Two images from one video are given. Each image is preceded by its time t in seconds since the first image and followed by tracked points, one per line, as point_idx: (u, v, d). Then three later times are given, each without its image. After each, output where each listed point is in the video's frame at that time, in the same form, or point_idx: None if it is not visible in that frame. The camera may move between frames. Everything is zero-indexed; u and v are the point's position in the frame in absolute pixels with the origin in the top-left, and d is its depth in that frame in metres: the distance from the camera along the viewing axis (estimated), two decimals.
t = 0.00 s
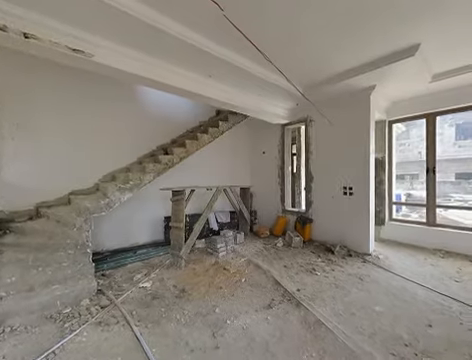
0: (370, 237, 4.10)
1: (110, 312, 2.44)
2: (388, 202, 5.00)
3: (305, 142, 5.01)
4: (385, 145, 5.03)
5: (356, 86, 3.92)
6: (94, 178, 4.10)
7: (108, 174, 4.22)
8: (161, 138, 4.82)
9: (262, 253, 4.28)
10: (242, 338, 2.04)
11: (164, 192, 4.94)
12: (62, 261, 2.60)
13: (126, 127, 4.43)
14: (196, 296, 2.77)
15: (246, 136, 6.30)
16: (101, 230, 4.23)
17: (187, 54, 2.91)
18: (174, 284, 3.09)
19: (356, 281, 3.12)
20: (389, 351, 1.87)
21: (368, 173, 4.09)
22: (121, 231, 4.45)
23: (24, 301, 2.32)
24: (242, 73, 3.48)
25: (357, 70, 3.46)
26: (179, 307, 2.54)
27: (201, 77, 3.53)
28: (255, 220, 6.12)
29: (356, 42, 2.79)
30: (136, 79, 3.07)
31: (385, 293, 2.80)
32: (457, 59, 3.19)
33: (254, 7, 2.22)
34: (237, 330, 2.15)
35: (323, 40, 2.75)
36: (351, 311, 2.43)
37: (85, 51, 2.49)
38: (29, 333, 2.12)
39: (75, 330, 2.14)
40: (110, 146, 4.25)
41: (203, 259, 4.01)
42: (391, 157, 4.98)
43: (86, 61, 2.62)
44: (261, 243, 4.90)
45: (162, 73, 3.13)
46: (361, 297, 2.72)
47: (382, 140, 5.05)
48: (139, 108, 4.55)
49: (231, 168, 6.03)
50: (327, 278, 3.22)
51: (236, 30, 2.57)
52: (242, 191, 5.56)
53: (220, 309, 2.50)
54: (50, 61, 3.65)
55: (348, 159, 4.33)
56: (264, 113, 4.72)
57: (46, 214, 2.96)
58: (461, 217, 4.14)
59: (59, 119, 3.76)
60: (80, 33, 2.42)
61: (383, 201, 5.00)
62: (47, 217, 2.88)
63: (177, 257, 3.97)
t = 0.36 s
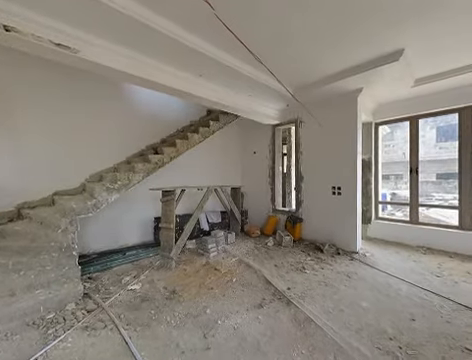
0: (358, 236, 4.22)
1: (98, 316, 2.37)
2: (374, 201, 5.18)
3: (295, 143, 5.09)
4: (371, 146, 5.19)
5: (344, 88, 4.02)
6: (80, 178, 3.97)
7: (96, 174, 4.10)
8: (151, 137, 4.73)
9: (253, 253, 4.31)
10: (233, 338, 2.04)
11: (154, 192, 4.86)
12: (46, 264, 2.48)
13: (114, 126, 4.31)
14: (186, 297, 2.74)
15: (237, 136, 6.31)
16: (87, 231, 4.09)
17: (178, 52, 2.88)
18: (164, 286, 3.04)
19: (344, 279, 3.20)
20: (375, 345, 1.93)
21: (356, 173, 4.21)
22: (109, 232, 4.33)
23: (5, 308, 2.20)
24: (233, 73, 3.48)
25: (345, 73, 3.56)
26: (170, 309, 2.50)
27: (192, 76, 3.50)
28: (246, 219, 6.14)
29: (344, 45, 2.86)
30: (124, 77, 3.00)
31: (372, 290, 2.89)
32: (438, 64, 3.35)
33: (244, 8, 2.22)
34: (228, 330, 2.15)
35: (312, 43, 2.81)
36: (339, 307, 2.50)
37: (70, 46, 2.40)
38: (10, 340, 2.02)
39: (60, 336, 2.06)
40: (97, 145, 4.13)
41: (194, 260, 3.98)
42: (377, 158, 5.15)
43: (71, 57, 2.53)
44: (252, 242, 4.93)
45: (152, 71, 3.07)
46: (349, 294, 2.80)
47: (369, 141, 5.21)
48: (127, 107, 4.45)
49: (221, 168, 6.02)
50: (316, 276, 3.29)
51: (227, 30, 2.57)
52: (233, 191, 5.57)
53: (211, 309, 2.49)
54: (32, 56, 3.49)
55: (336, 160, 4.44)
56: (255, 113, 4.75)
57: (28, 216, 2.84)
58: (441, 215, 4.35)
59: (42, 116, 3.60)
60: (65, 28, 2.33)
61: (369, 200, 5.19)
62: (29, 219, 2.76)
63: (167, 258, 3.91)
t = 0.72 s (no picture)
0: (345, 234, 4.34)
1: (84, 320, 2.29)
2: (361, 200, 5.33)
3: (286, 143, 5.15)
4: (359, 147, 5.34)
5: (333, 91, 4.13)
6: (66, 177, 3.83)
7: (82, 174, 3.97)
8: (140, 137, 4.64)
9: (244, 252, 4.32)
10: (224, 338, 2.04)
11: (143, 192, 4.77)
12: (27, 268, 2.37)
13: (102, 124, 4.19)
14: (177, 299, 2.71)
15: (228, 136, 6.31)
16: (73, 233, 3.95)
17: (168, 51, 2.85)
18: (154, 288, 2.99)
19: (333, 276, 3.29)
20: (362, 340, 1.99)
21: (344, 173, 4.32)
22: (96, 234, 4.20)
23: None
24: (224, 73, 3.48)
25: (334, 76, 3.65)
26: (160, 311, 2.47)
27: (182, 75, 3.47)
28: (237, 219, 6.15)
29: (332, 49, 2.94)
30: (112, 74, 2.92)
31: (359, 286, 2.98)
32: (420, 69, 3.51)
33: (236, 8, 2.23)
34: (219, 330, 2.15)
35: (302, 45, 2.86)
36: (328, 304, 2.56)
37: (55, 41, 2.31)
38: None
39: (43, 343, 1.98)
40: (83, 144, 3.99)
41: (185, 261, 3.94)
42: (364, 158, 5.31)
43: (56, 52, 2.43)
44: (243, 242, 4.94)
45: (142, 69, 3.02)
46: (337, 291, 2.87)
47: (356, 142, 5.37)
48: (116, 105, 4.34)
49: (212, 168, 5.99)
50: (306, 275, 3.35)
51: (218, 30, 2.57)
52: (224, 191, 5.56)
53: (202, 310, 2.47)
54: (13, 49, 3.32)
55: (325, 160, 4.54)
56: (246, 113, 4.76)
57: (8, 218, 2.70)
58: (424, 214, 4.55)
59: (23, 113, 3.44)
60: (49, 21, 2.24)
61: (356, 199, 5.33)
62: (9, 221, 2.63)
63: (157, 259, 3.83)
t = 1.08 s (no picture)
0: (334, 233, 4.44)
1: (69, 326, 2.21)
2: (349, 200, 5.48)
3: (276, 144, 5.21)
4: (347, 147, 5.47)
5: (322, 92, 4.21)
6: (50, 177, 3.68)
7: (68, 174, 3.83)
8: (129, 136, 4.54)
9: (235, 252, 4.32)
10: (215, 339, 2.03)
11: (132, 192, 4.66)
12: (7, 273, 2.25)
13: (89, 122, 4.06)
14: (167, 301, 2.67)
15: (219, 136, 6.29)
16: (57, 235, 3.80)
17: (158, 49, 2.80)
18: (143, 290, 2.93)
19: (322, 274, 3.35)
20: (350, 336, 2.05)
21: (332, 173, 4.43)
22: (82, 235, 4.06)
23: None
24: (216, 72, 3.46)
25: (323, 78, 3.73)
26: (149, 313, 2.42)
27: (173, 74, 3.42)
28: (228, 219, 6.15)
29: (322, 51, 3.00)
30: (99, 71, 2.83)
31: (347, 284, 3.06)
32: (404, 74, 3.66)
33: (227, 8, 2.23)
34: (210, 330, 2.14)
35: (292, 47, 2.90)
36: (318, 302, 2.61)
37: (38, 35, 2.21)
38: None
39: (25, 351, 1.89)
40: (69, 143, 3.86)
41: (175, 262, 3.89)
42: (352, 159, 5.46)
43: (39, 47, 2.33)
44: (234, 242, 4.95)
45: (130, 66, 2.95)
46: (326, 289, 2.93)
47: (344, 144, 5.50)
48: (103, 103, 4.22)
49: (203, 168, 5.96)
50: (296, 273, 3.40)
51: (209, 29, 2.56)
52: (215, 191, 5.55)
53: (192, 311, 2.45)
54: None
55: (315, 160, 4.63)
56: (238, 113, 4.77)
57: None
58: (407, 212, 4.74)
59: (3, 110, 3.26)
60: (31, 14, 2.14)
61: (344, 199, 5.47)
62: None
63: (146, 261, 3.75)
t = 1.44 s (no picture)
0: (323, 232, 4.54)
1: (53, 332, 2.12)
2: (337, 199, 5.61)
3: (267, 144, 5.25)
4: (335, 148, 5.59)
5: (312, 94, 4.29)
6: (32, 177, 3.53)
7: (52, 174, 3.67)
8: (117, 135, 4.43)
9: (226, 252, 4.32)
10: (206, 340, 2.01)
11: (121, 193, 4.55)
12: None
13: (74, 120, 3.92)
14: (156, 303, 2.62)
15: (210, 136, 6.27)
16: (40, 237, 3.64)
17: (147, 47, 2.75)
18: (132, 292, 2.87)
19: (312, 273, 3.42)
20: (338, 332, 2.10)
21: (321, 174, 4.52)
22: (67, 237, 3.91)
23: None
24: (206, 72, 3.45)
25: (313, 79, 3.80)
26: (138, 316, 2.37)
27: (163, 72, 3.37)
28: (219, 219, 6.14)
29: (312, 54, 3.06)
30: (86, 67, 2.74)
31: (336, 281, 3.14)
32: (389, 77, 3.80)
33: (218, 8, 2.22)
34: (202, 331, 2.12)
35: (283, 49, 2.94)
36: (307, 300, 2.66)
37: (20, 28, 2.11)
38: None
39: None
40: (52, 141, 3.71)
41: (165, 263, 3.84)
42: (340, 159, 5.60)
43: (21, 40, 2.22)
44: (225, 242, 4.94)
45: (119, 63, 2.87)
46: (316, 287, 2.99)
47: (333, 144, 5.61)
48: (90, 100, 4.09)
49: (194, 168, 5.91)
50: (286, 272, 3.45)
51: (200, 28, 2.54)
52: (206, 191, 5.52)
53: (183, 313, 2.42)
54: None
55: (305, 161, 4.70)
56: (229, 113, 4.77)
57: None
58: (392, 211, 4.93)
59: None
60: (12, 6, 2.03)
61: (333, 198, 5.59)
62: None
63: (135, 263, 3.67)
